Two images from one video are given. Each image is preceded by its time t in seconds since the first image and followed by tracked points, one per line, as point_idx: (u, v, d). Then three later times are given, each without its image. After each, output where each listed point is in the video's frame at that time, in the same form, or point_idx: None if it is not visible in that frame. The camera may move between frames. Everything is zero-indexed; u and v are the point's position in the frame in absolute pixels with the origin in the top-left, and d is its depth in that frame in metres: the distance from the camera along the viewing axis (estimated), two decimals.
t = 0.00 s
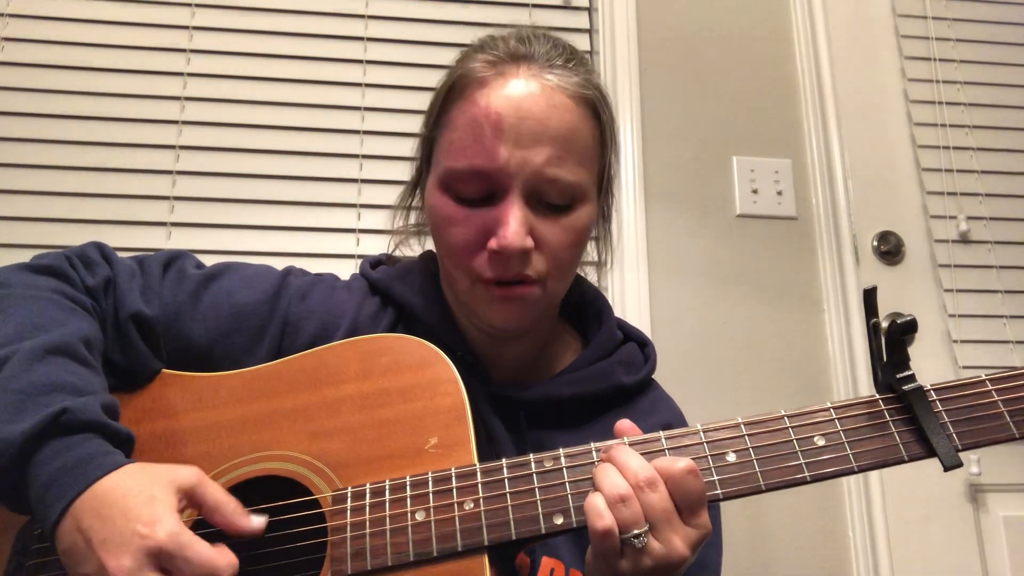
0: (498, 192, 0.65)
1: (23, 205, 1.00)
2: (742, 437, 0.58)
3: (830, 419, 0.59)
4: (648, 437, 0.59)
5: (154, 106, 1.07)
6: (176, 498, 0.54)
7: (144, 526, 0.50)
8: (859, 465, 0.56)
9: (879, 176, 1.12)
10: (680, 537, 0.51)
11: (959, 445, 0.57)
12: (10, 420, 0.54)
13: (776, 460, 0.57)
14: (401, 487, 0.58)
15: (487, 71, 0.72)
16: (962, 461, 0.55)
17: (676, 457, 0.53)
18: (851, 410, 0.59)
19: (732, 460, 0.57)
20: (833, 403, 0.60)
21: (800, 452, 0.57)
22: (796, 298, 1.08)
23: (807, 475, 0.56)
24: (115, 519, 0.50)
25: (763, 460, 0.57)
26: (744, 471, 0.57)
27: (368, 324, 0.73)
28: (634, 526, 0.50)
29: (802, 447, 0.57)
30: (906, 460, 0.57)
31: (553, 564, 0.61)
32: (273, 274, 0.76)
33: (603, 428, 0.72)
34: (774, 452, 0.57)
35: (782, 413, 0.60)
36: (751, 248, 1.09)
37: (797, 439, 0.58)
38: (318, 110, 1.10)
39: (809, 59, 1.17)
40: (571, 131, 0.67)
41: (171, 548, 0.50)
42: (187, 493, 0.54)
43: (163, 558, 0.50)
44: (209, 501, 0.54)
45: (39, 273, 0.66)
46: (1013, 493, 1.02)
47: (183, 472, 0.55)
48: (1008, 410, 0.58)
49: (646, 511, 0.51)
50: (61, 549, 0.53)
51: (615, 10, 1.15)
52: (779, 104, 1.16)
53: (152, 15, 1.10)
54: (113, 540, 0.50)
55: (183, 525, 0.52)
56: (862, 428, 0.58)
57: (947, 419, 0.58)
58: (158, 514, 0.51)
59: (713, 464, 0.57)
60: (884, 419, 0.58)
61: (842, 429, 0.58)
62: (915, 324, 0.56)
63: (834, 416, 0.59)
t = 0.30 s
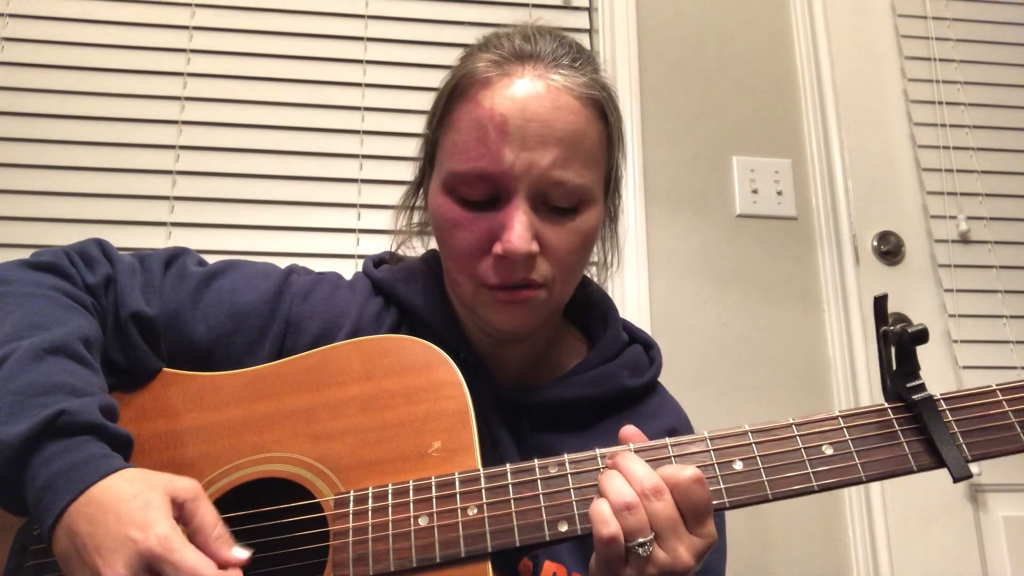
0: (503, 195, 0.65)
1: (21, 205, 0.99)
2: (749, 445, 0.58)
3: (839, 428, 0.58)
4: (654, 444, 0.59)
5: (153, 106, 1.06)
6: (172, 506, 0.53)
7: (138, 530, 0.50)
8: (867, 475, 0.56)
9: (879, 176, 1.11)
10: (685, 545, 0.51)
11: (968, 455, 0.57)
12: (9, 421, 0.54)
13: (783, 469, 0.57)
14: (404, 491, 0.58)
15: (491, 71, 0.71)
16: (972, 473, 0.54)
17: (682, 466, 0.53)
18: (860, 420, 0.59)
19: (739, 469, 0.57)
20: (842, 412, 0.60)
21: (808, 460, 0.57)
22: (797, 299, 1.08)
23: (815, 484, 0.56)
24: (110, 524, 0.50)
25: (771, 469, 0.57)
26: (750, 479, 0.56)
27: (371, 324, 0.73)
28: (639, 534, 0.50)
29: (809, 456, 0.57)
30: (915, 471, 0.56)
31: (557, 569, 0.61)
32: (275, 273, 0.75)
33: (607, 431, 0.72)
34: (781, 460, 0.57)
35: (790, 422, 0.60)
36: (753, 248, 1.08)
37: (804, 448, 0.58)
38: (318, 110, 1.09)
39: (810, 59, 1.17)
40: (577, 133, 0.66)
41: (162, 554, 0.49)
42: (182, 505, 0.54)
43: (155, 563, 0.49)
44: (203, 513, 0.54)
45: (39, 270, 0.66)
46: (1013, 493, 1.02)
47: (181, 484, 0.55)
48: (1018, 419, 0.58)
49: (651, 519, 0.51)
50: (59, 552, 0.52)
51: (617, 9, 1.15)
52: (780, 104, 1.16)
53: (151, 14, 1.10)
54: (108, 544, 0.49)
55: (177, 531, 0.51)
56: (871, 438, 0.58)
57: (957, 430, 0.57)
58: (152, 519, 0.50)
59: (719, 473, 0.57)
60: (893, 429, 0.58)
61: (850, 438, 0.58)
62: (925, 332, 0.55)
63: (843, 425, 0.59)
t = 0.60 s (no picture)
0: (500, 194, 0.65)
1: (21, 205, 0.99)
2: (752, 444, 0.58)
3: (844, 427, 0.58)
4: (656, 444, 0.59)
5: (153, 106, 1.06)
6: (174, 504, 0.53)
7: (143, 533, 0.50)
8: (872, 475, 0.56)
9: (879, 176, 1.11)
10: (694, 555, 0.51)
11: (976, 455, 0.56)
12: (8, 420, 0.53)
13: (787, 470, 0.57)
14: (403, 492, 0.57)
15: (488, 69, 0.71)
16: (979, 473, 0.54)
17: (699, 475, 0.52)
18: (866, 419, 0.58)
19: (741, 468, 0.57)
20: (847, 410, 0.59)
21: (812, 461, 0.57)
22: (797, 299, 1.08)
23: (819, 484, 0.56)
24: (115, 526, 0.50)
25: (774, 469, 0.57)
26: (753, 479, 0.56)
27: (370, 321, 0.72)
28: (655, 550, 0.49)
29: (813, 456, 0.57)
30: (921, 471, 0.56)
31: (558, 570, 0.60)
32: (274, 270, 0.75)
33: (607, 429, 0.72)
34: (785, 461, 0.57)
35: (794, 420, 0.59)
36: (753, 248, 1.08)
37: (808, 448, 0.57)
38: (318, 110, 1.09)
39: (810, 59, 1.17)
40: (575, 130, 0.66)
41: (171, 556, 0.49)
42: (184, 500, 0.53)
43: (163, 565, 0.50)
44: (207, 507, 0.54)
45: (36, 267, 0.66)
46: (1013, 493, 1.02)
47: (182, 479, 0.54)
48: None
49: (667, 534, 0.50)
50: (57, 554, 0.52)
51: (617, 9, 1.14)
52: (780, 104, 1.16)
53: (151, 14, 1.10)
54: (113, 547, 0.49)
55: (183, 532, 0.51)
56: (876, 438, 0.57)
57: (964, 429, 0.57)
58: (158, 521, 0.50)
59: (722, 472, 0.57)
60: (899, 428, 0.58)
61: (855, 438, 0.58)
62: (933, 329, 0.55)
63: (848, 424, 0.58)
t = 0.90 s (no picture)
0: (491, 194, 0.65)
1: (21, 205, 1.00)
2: (744, 437, 0.58)
3: (836, 419, 0.58)
4: (648, 438, 0.59)
5: (153, 106, 1.06)
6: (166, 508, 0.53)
7: (132, 536, 0.50)
8: (866, 467, 0.56)
9: (879, 176, 1.11)
10: (690, 550, 0.52)
11: (970, 445, 0.56)
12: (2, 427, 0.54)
13: (781, 463, 0.57)
14: (396, 491, 0.57)
15: (476, 70, 0.71)
16: (973, 463, 0.54)
17: (688, 468, 0.51)
18: (859, 410, 0.59)
19: (735, 462, 0.57)
20: (839, 403, 0.60)
21: (805, 453, 0.57)
22: (796, 298, 1.07)
23: (812, 477, 0.56)
24: (104, 529, 0.50)
25: (768, 462, 0.57)
26: (746, 472, 0.56)
27: (365, 323, 0.73)
28: (644, 545, 0.50)
29: (807, 448, 0.57)
30: (915, 462, 0.56)
31: (555, 568, 0.60)
32: (269, 272, 0.75)
33: (603, 428, 0.72)
34: (778, 453, 0.57)
35: (787, 413, 0.59)
36: (751, 247, 1.08)
37: (801, 440, 0.58)
38: (318, 109, 1.09)
39: (810, 59, 1.16)
40: (564, 129, 0.66)
41: (161, 558, 0.49)
42: (176, 505, 0.53)
43: (152, 567, 0.49)
44: (198, 511, 0.53)
45: (32, 273, 0.66)
46: (1013, 493, 1.02)
47: (176, 488, 0.54)
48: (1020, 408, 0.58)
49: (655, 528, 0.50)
50: (52, 558, 0.52)
51: (616, 9, 1.14)
52: (779, 104, 1.16)
53: (151, 15, 1.10)
54: (103, 550, 0.49)
55: (172, 535, 0.51)
56: (869, 429, 0.57)
57: (959, 419, 0.57)
58: (146, 523, 0.50)
59: (715, 466, 0.57)
60: (893, 420, 0.58)
61: (848, 430, 0.58)
62: (923, 320, 0.55)
63: (841, 416, 0.58)
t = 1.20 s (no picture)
0: (487, 190, 0.65)
1: (21, 205, 1.00)
2: (741, 435, 0.58)
3: (833, 416, 0.58)
4: (646, 436, 0.59)
5: (153, 106, 1.06)
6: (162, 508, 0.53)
7: (129, 538, 0.50)
8: (862, 463, 0.56)
9: (879, 176, 1.11)
10: (687, 544, 0.52)
11: (966, 441, 0.56)
12: None
13: (778, 460, 0.57)
14: (394, 491, 0.57)
15: (470, 67, 0.72)
16: (968, 458, 0.54)
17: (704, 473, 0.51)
18: (854, 407, 0.59)
19: (732, 460, 0.57)
20: (835, 400, 0.60)
21: (802, 450, 0.57)
22: (796, 299, 1.07)
23: (809, 474, 0.56)
24: (101, 530, 0.50)
25: (765, 459, 0.57)
26: (744, 470, 0.56)
27: (362, 323, 0.73)
28: (643, 535, 0.50)
29: (803, 445, 0.57)
30: (911, 458, 0.56)
31: (552, 568, 0.60)
32: (265, 273, 0.75)
33: (601, 427, 0.72)
34: (775, 451, 0.57)
35: (783, 411, 0.59)
36: (750, 247, 1.08)
37: (798, 437, 0.58)
38: (317, 109, 1.09)
39: (809, 58, 1.16)
40: (558, 124, 0.67)
41: (157, 562, 0.49)
42: (174, 504, 0.54)
43: (148, 569, 0.50)
44: (195, 510, 0.53)
45: (28, 274, 0.66)
46: (1013, 493, 1.02)
47: (170, 483, 0.54)
48: (1016, 403, 0.58)
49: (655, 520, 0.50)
50: (48, 559, 0.52)
51: (615, 9, 1.15)
52: (778, 104, 1.16)
53: (151, 15, 1.10)
54: (99, 552, 0.50)
55: (170, 537, 0.51)
56: (865, 426, 0.57)
57: (954, 415, 0.57)
58: (144, 526, 0.50)
59: (712, 463, 0.57)
60: (888, 416, 0.58)
61: (844, 426, 0.58)
62: (919, 316, 0.55)
63: (837, 413, 0.58)
